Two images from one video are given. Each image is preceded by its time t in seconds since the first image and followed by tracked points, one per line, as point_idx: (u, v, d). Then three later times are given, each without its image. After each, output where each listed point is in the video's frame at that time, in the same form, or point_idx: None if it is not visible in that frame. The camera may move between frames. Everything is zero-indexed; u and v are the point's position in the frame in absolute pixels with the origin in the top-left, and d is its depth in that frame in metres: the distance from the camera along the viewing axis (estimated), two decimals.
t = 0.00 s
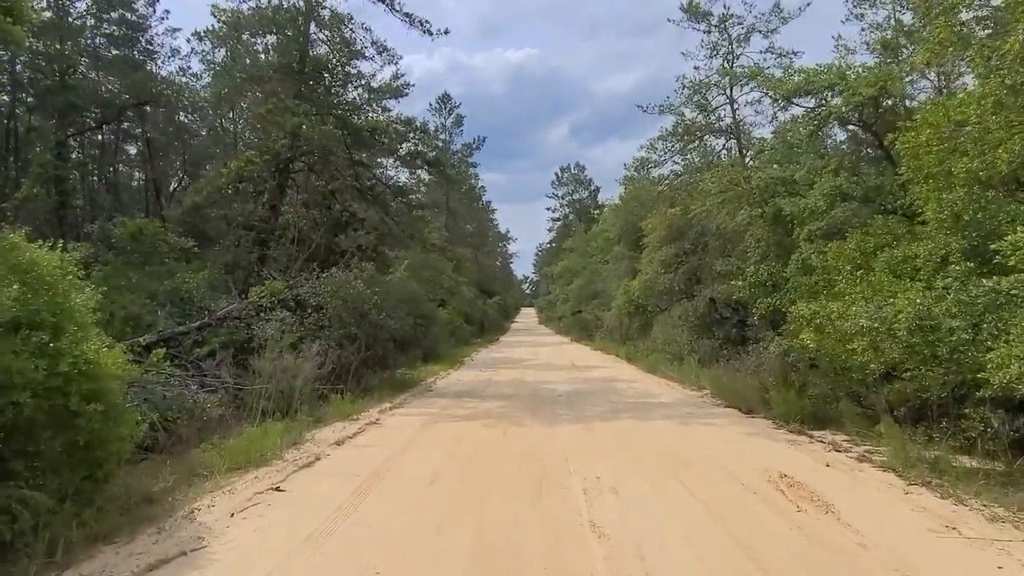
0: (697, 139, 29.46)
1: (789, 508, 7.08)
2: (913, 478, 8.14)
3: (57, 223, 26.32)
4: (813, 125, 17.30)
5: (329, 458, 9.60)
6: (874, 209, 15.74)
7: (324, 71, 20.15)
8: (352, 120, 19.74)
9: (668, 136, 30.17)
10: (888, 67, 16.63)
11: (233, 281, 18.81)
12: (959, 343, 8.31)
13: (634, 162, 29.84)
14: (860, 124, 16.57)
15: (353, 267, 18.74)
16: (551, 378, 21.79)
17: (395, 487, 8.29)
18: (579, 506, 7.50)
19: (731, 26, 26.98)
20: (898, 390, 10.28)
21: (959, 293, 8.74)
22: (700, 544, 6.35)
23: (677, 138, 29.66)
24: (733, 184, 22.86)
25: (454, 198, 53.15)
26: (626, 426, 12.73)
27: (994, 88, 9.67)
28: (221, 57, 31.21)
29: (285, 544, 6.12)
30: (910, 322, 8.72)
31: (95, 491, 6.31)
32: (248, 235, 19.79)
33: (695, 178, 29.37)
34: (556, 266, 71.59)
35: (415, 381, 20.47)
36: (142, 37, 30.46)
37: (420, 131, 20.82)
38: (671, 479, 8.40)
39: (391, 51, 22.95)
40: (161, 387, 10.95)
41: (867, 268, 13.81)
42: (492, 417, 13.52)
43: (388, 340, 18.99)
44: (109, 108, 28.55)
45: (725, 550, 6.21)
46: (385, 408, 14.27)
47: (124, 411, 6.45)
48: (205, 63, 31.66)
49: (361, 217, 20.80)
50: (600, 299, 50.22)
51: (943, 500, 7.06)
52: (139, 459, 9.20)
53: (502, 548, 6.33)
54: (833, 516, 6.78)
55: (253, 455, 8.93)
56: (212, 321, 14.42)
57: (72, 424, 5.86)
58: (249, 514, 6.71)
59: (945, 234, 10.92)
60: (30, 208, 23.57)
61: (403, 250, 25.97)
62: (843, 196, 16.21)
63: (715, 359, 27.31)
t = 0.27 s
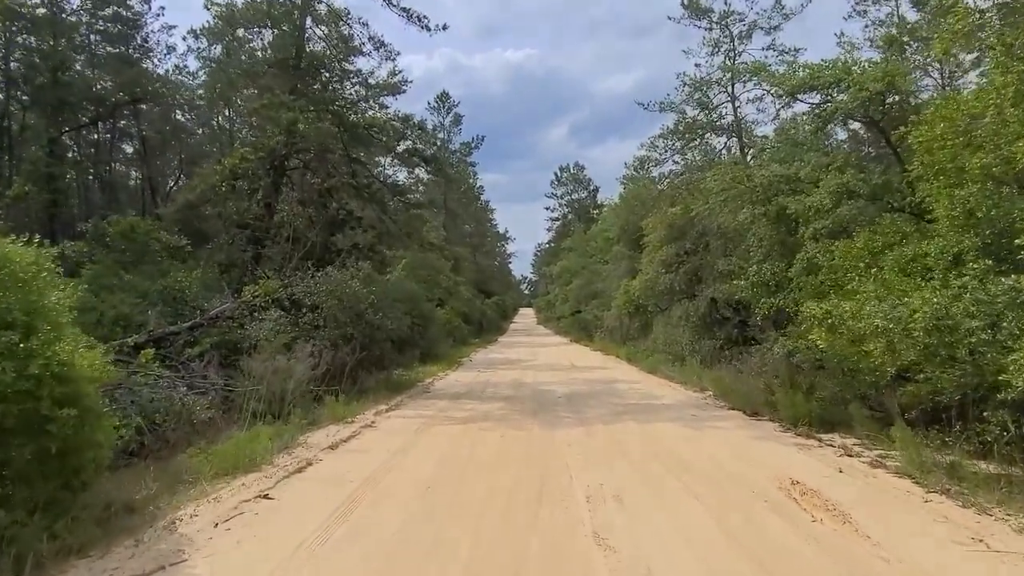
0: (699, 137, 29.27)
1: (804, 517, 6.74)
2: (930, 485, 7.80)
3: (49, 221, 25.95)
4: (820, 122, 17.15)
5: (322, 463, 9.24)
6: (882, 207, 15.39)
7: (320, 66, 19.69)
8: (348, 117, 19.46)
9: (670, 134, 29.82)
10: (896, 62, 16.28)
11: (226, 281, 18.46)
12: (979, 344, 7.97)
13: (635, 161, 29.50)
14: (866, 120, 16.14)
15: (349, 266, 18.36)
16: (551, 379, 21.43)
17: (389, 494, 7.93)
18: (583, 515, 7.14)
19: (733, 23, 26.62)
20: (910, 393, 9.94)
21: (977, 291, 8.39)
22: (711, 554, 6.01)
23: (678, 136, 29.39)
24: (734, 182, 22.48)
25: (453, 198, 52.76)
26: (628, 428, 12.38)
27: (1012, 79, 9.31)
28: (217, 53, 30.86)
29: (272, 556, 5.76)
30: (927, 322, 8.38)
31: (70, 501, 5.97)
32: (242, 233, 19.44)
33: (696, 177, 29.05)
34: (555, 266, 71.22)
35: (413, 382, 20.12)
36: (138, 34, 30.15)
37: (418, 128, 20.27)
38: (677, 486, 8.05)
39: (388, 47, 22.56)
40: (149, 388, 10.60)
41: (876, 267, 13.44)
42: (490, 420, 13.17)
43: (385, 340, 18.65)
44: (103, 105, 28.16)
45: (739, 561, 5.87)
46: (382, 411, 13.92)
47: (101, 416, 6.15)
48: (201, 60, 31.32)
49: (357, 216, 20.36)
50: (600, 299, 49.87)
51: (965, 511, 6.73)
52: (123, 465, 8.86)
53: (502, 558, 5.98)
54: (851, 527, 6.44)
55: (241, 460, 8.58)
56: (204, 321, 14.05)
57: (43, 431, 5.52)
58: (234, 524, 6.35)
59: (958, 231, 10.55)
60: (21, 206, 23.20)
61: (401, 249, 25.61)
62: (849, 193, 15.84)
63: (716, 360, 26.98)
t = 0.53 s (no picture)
0: (698, 136, 28.94)
1: (811, 530, 6.43)
2: (941, 494, 7.48)
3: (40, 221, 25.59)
4: (822, 121, 16.89)
5: (308, 471, 8.91)
6: (886, 206, 15.08)
7: (313, 63, 19.47)
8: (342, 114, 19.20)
9: (669, 133, 29.51)
10: (900, 59, 15.95)
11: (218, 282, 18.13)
12: (991, 348, 7.65)
13: (634, 160, 29.19)
14: (868, 118, 15.84)
15: (342, 266, 18.02)
16: (549, 381, 21.12)
17: (378, 504, 7.60)
18: (578, 527, 6.81)
19: (733, 20, 26.28)
20: (918, 398, 9.62)
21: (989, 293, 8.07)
22: (714, 568, 5.69)
23: (678, 136, 29.09)
24: (734, 181, 22.16)
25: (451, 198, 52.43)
26: (627, 433, 12.03)
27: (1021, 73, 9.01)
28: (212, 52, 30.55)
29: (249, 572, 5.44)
30: (937, 325, 8.05)
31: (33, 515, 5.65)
32: (234, 232, 19.09)
33: (695, 176, 28.74)
34: (553, 267, 70.88)
35: (408, 384, 19.78)
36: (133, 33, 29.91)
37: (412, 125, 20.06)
38: (677, 496, 7.72)
39: (384, 43, 22.26)
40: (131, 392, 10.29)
41: (880, 267, 13.14)
42: (485, 424, 12.86)
43: (380, 342, 18.32)
44: (96, 104, 27.82)
45: None
46: (374, 415, 13.61)
47: (66, 426, 5.83)
48: (196, 58, 31.01)
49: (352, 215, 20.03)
50: (598, 300, 49.51)
51: (981, 523, 6.43)
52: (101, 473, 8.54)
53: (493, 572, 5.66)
54: (862, 541, 6.13)
55: (224, 467, 8.24)
56: (192, 323, 13.71)
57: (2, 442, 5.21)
58: (212, 539, 6.03)
59: (967, 231, 10.21)
60: (10, 205, 22.85)
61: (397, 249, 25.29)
62: (852, 192, 15.51)
63: (716, 361, 26.67)
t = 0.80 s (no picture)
0: (699, 134, 28.58)
1: (820, 542, 6.05)
2: (957, 502, 7.09)
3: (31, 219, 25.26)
4: (825, 115, 16.54)
5: (293, 477, 8.53)
6: (891, 202, 14.71)
7: (306, 58, 19.09)
8: (336, 111, 18.84)
9: (669, 130, 29.14)
10: (906, 51, 15.53)
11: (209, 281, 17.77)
12: (1010, 349, 7.26)
13: (634, 158, 28.82)
14: (875, 112, 15.39)
15: (336, 265, 17.64)
16: (547, 382, 20.76)
17: (364, 513, 7.23)
18: (574, 538, 6.43)
19: (734, 15, 25.90)
20: (929, 400, 9.23)
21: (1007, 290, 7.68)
22: None
23: (678, 133, 28.73)
24: (737, 178, 21.79)
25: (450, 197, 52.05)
26: (626, 436, 11.66)
27: None
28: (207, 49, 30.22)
29: None
30: (952, 324, 7.68)
31: None
32: (225, 231, 18.74)
33: (696, 174, 28.37)
34: (554, 267, 70.51)
35: (403, 385, 19.40)
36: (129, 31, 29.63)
37: (408, 122, 19.64)
38: (678, 505, 7.33)
39: (379, 38, 21.89)
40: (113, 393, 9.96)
41: (887, 265, 12.78)
42: (481, 426, 12.50)
43: (374, 342, 17.96)
44: (89, 101, 27.49)
45: None
46: (367, 417, 13.25)
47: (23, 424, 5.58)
48: (191, 56, 30.68)
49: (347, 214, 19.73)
50: (599, 300, 49.14)
51: (1001, 535, 6.06)
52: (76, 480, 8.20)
53: None
54: (875, 554, 5.75)
55: (204, 474, 7.88)
56: (181, 323, 13.34)
57: None
58: (181, 553, 5.66)
59: (976, 227, 9.84)
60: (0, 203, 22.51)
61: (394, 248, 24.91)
62: (857, 188, 15.12)
63: (717, 361, 26.30)
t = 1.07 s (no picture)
0: (700, 131, 28.24)
1: (839, 556, 5.69)
2: (980, 511, 6.74)
3: (23, 218, 24.88)
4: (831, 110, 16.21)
5: (283, 484, 8.17)
6: (899, 200, 14.42)
7: (301, 54, 18.72)
8: (331, 107, 18.50)
9: (670, 128, 28.79)
10: (915, 45, 15.18)
11: (202, 280, 17.41)
12: None
13: (635, 156, 28.48)
14: (884, 108, 15.10)
15: (331, 264, 17.28)
16: (547, 383, 20.42)
17: (356, 521, 6.89)
18: (577, 552, 6.06)
19: (736, 11, 25.58)
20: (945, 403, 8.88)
21: None
22: None
23: (679, 130, 28.40)
24: (739, 176, 21.48)
25: (449, 196, 51.69)
26: (628, 440, 11.31)
27: None
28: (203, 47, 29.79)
29: None
30: (973, 323, 7.33)
31: None
32: (218, 228, 18.37)
33: (697, 172, 28.06)
34: (553, 267, 70.15)
35: (400, 387, 19.05)
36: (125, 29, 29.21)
37: (406, 119, 19.31)
38: (687, 516, 6.96)
39: (375, 33, 21.54)
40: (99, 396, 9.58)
41: (896, 264, 12.44)
42: (478, 429, 12.15)
43: (370, 342, 17.61)
44: (83, 99, 27.05)
45: None
46: (362, 419, 12.91)
47: None
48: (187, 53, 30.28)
49: (342, 212, 19.46)
50: (598, 300, 48.78)
51: None
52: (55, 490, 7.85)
53: None
54: (898, 569, 5.40)
55: (188, 482, 7.51)
56: (171, 323, 12.97)
57: None
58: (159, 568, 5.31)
59: (990, 223, 9.50)
60: None
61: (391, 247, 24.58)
62: (865, 184, 14.78)
63: (718, 362, 25.96)
